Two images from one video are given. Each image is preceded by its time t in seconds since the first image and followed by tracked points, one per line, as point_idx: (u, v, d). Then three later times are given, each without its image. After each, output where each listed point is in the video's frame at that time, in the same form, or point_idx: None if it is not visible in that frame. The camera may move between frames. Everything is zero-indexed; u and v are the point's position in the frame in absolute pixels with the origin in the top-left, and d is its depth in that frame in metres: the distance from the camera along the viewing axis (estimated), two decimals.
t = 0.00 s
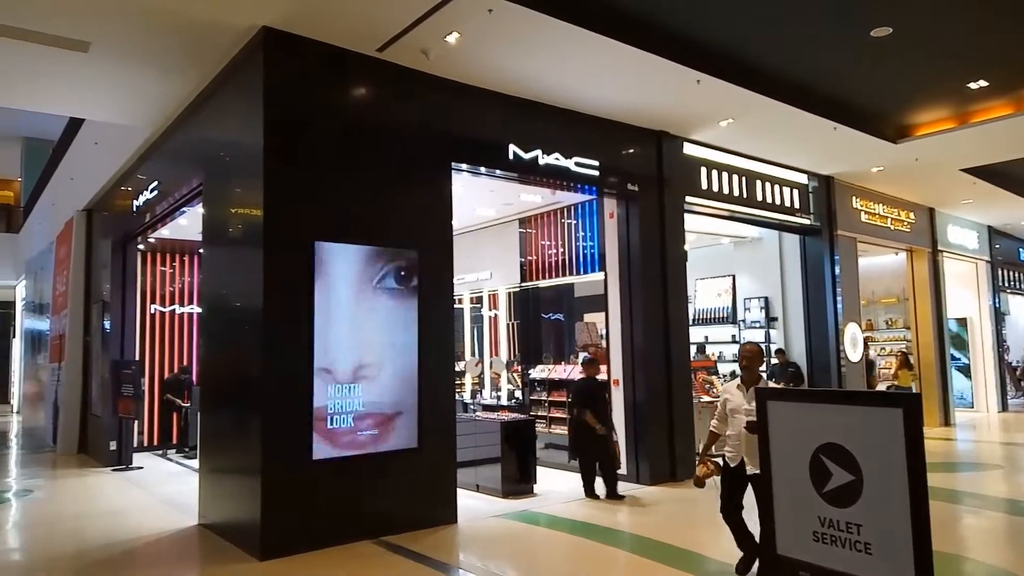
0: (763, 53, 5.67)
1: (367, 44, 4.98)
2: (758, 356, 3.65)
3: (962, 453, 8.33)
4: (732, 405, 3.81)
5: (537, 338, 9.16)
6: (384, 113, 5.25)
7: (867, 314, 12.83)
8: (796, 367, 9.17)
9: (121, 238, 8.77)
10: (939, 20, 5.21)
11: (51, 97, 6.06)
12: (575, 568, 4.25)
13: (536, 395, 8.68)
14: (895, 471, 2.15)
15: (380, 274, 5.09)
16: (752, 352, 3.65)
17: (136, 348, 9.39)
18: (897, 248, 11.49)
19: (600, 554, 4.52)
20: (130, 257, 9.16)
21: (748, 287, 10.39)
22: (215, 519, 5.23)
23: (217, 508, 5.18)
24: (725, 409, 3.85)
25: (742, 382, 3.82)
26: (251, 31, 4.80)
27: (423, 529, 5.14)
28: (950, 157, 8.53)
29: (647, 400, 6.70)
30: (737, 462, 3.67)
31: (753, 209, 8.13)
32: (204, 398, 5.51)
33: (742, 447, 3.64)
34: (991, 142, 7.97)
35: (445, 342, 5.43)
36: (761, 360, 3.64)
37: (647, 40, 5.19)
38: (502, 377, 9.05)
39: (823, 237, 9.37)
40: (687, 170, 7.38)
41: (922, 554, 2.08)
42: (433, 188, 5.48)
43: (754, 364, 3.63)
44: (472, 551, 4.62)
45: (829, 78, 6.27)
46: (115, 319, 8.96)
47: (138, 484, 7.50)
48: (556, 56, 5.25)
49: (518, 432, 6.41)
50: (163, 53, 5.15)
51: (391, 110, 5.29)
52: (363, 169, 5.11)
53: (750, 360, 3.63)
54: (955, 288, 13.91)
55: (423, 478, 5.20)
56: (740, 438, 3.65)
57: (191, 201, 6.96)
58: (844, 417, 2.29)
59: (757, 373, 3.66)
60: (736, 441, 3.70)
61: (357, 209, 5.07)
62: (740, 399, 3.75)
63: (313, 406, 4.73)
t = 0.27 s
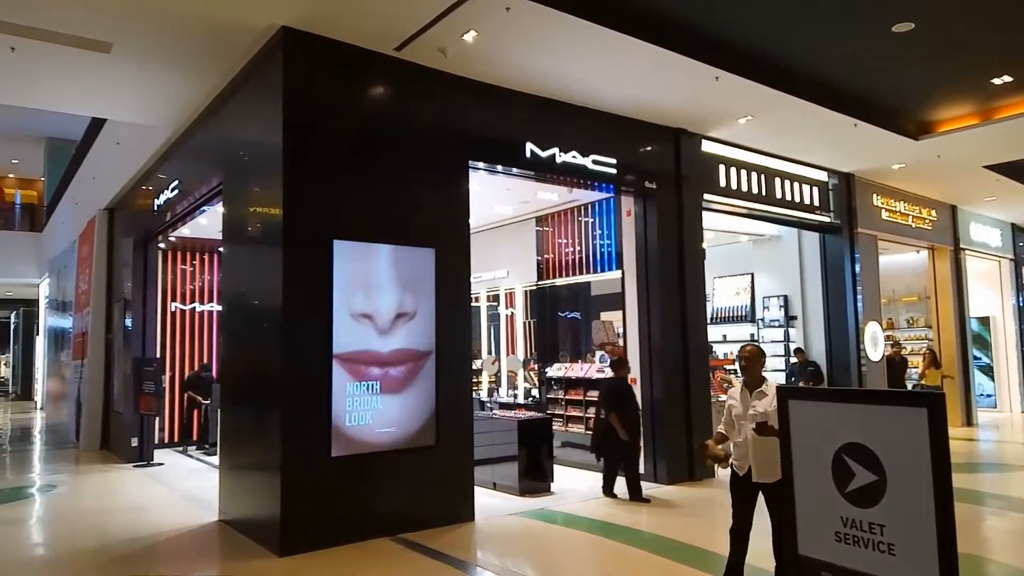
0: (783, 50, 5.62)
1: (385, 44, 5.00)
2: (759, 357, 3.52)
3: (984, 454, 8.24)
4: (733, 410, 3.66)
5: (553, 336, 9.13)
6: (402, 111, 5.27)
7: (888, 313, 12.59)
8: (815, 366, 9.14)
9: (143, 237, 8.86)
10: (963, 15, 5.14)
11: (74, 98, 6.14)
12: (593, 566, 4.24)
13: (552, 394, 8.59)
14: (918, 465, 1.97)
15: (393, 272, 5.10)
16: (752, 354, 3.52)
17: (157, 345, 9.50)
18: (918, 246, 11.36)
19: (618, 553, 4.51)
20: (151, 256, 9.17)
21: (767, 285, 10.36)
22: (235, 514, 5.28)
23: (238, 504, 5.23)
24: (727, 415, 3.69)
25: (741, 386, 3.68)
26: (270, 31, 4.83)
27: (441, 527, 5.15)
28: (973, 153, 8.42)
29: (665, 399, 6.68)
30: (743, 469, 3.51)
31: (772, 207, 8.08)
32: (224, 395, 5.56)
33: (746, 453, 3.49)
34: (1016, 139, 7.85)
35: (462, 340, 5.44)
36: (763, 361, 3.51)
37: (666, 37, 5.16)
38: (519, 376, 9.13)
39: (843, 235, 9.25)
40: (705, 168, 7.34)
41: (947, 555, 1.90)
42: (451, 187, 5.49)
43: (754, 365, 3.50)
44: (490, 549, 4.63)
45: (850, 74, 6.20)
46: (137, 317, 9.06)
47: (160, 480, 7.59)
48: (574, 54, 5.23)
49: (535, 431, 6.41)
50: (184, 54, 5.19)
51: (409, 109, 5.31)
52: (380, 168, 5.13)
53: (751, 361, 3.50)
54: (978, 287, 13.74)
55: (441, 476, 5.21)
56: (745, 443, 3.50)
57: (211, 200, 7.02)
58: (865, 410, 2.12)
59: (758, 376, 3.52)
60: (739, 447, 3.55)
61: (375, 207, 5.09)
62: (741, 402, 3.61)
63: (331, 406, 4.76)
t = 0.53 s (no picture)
0: (802, 45, 5.57)
1: (402, 44, 5.01)
2: (758, 353, 3.48)
3: (1010, 453, 8.11)
4: (726, 409, 3.59)
5: (572, 335, 9.08)
6: (419, 112, 5.28)
7: (909, 309, 12.19)
8: (836, 365, 9.06)
9: (164, 239, 8.96)
10: (987, 8, 5.05)
11: (97, 102, 6.22)
12: (612, 565, 4.23)
13: (571, 393, 8.45)
14: (944, 465, 1.94)
15: (407, 270, 5.10)
16: (750, 349, 3.48)
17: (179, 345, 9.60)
18: (941, 242, 11.21)
19: (639, 552, 4.49)
20: (173, 256, 9.24)
21: (787, 283, 10.29)
22: (258, 513, 5.32)
23: (260, 503, 5.27)
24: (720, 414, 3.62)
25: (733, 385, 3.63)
26: (288, 33, 4.86)
27: (460, 526, 5.16)
28: (997, 148, 8.29)
29: (684, 398, 6.65)
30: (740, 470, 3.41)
31: (792, 203, 8.01)
32: (246, 395, 5.61)
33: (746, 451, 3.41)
34: None
35: (481, 339, 5.45)
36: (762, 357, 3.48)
37: (683, 34, 5.13)
38: (537, 375, 9.10)
39: (865, 232, 9.13)
40: (724, 164, 7.28)
41: (973, 554, 1.87)
42: (469, 186, 5.49)
43: (755, 360, 3.45)
44: (509, 547, 4.63)
45: (870, 69, 6.13)
46: (159, 318, 9.15)
47: (183, 479, 7.68)
48: (591, 52, 5.22)
49: (554, 429, 6.42)
50: (204, 56, 5.24)
51: (426, 109, 5.32)
52: (398, 168, 5.15)
53: (751, 356, 3.45)
54: (1003, 283, 13.52)
55: (460, 476, 5.22)
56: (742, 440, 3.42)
57: (231, 202, 7.08)
58: (890, 409, 2.09)
59: (756, 373, 3.48)
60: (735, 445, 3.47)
61: (393, 207, 5.11)
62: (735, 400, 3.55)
63: (353, 406, 4.79)
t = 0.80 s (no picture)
0: (834, 39, 5.48)
1: (429, 43, 5.03)
2: (773, 349, 3.34)
3: None
4: (743, 410, 3.46)
5: (599, 334, 9.06)
6: (446, 110, 5.30)
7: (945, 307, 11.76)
8: (869, 363, 8.92)
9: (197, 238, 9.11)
10: None
11: (132, 104, 6.34)
12: (642, 563, 4.22)
13: (599, 392, 8.36)
14: (986, 461, 1.76)
15: (435, 267, 5.13)
16: (764, 346, 3.34)
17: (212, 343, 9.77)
18: (976, 238, 10.99)
19: (669, 550, 4.47)
20: (204, 255, 9.50)
21: (819, 280, 10.13)
22: (289, 509, 5.39)
23: (292, 499, 5.33)
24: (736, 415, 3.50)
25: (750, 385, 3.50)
26: (318, 34, 4.91)
27: (489, 523, 5.17)
28: None
29: (714, 396, 6.61)
30: (756, 472, 3.28)
31: (823, 199, 7.90)
32: (277, 392, 5.68)
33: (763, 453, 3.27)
34: None
35: (509, 337, 5.45)
36: (778, 353, 3.33)
37: (711, 29, 5.08)
38: (564, 372, 9.11)
39: (898, 228, 9.02)
40: (754, 160, 7.20)
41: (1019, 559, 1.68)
42: (496, 185, 5.50)
43: (769, 357, 3.32)
44: (538, 545, 4.63)
45: (904, 62, 6.01)
46: (192, 316, 9.32)
47: (216, 475, 7.80)
48: (618, 48, 5.18)
49: (582, 427, 6.40)
50: (235, 58, 5.31)
51: (454, 108, 5.33)
52: (426, 166, 5.17)
53: (765, 353, 3.32)
54: None
55: (489, 473, 5.23)
56: (758, 441, 3.29)
57: (262, 201, 7.18)
58: (927, 408, 1.91)
59: (771, 371, 3.34)
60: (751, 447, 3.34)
61: (422, 206, 5.14)
62: (752, 400, 3.43)
63: (383, 402, 4.84)
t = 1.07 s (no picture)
0: (860, 38, 5.41)
1: (453, 43, 5.04)
2: (791, 354, 3.24)
3: None
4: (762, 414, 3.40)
5: (620, 334, 9.12)
6: (469, 110, 5.31)
7: (972, 309, 11.76)
8: (894, 366, 8.80)
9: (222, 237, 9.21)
10: None
11: (158, 104, 6.43)
12: (663, 565, 4.19)
13: (619, 392, 8.37)
14: (1019, 468, 1.71)
15: (457, 266, 5.14)
16: (781, 350, 3.24)
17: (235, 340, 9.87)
18: (1005, 240, 10.81)
19: (689, 553, 4.44)
20: (229, 253, 9.59)
21: (843, 282, 10.01)
22: (311, 506, 5.43)
23: (313, 496, 5.37)
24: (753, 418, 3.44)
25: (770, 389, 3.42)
26: (342, 34, 4.94)
27: (509, 523, 5.17)
28: None
29: (736, 398, 6.56)
30: (768, 482, 3.23)
31: (848, 200, 7.81)
32: (300, 390, 5.72)
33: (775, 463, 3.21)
34: None
35: (530, 338, 5.44)
36: (796, 360, 3.23)
37: (736, 28, 5.04)
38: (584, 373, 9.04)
39: (926, 229, 8.87)
40: (778, 160, 7.14)
41: None
42: (518, 184, 5.50)
43: (785, 363, 3.21)
44: (557, 546, 4.62)
45: (932, 61, 5.92)
46: (216, 314, 9.41)
47: (239, 471, 7.88)
48: (641, 47, 5.16)
49: (602, 428, 6.38)
50: (261, 58, 5.36)
51: (477, 108, 5.34)
52: (449, 165, 5.19)
53: (781, 359, 3.22)
54: None
55: (509, 473, 5.24)
56: (770, 451, 3.23)
57: (286, 201, 7.24)
58: (952, 413, 1.87)
59: (788, 378, 3.25)
60: (763, 454, 3.29)
61: (444, 206, 5.15)
62: (769, 406, 3.35)
63: (406, 399, 4.86)
